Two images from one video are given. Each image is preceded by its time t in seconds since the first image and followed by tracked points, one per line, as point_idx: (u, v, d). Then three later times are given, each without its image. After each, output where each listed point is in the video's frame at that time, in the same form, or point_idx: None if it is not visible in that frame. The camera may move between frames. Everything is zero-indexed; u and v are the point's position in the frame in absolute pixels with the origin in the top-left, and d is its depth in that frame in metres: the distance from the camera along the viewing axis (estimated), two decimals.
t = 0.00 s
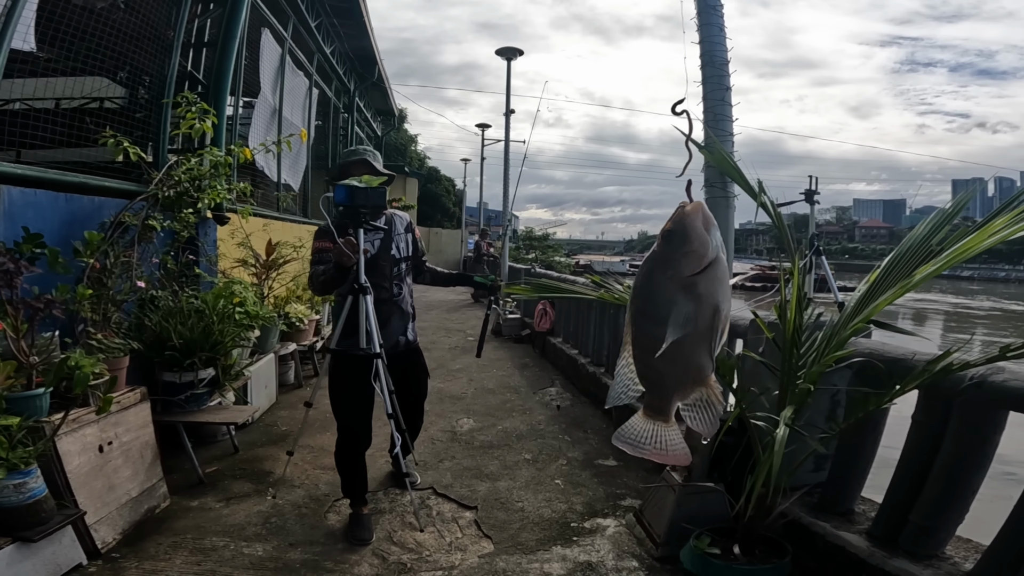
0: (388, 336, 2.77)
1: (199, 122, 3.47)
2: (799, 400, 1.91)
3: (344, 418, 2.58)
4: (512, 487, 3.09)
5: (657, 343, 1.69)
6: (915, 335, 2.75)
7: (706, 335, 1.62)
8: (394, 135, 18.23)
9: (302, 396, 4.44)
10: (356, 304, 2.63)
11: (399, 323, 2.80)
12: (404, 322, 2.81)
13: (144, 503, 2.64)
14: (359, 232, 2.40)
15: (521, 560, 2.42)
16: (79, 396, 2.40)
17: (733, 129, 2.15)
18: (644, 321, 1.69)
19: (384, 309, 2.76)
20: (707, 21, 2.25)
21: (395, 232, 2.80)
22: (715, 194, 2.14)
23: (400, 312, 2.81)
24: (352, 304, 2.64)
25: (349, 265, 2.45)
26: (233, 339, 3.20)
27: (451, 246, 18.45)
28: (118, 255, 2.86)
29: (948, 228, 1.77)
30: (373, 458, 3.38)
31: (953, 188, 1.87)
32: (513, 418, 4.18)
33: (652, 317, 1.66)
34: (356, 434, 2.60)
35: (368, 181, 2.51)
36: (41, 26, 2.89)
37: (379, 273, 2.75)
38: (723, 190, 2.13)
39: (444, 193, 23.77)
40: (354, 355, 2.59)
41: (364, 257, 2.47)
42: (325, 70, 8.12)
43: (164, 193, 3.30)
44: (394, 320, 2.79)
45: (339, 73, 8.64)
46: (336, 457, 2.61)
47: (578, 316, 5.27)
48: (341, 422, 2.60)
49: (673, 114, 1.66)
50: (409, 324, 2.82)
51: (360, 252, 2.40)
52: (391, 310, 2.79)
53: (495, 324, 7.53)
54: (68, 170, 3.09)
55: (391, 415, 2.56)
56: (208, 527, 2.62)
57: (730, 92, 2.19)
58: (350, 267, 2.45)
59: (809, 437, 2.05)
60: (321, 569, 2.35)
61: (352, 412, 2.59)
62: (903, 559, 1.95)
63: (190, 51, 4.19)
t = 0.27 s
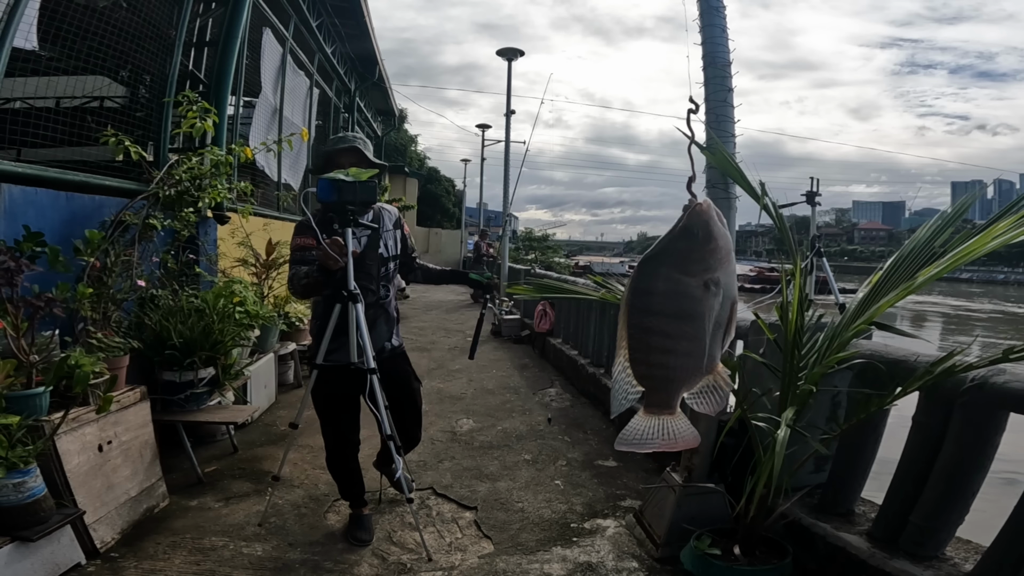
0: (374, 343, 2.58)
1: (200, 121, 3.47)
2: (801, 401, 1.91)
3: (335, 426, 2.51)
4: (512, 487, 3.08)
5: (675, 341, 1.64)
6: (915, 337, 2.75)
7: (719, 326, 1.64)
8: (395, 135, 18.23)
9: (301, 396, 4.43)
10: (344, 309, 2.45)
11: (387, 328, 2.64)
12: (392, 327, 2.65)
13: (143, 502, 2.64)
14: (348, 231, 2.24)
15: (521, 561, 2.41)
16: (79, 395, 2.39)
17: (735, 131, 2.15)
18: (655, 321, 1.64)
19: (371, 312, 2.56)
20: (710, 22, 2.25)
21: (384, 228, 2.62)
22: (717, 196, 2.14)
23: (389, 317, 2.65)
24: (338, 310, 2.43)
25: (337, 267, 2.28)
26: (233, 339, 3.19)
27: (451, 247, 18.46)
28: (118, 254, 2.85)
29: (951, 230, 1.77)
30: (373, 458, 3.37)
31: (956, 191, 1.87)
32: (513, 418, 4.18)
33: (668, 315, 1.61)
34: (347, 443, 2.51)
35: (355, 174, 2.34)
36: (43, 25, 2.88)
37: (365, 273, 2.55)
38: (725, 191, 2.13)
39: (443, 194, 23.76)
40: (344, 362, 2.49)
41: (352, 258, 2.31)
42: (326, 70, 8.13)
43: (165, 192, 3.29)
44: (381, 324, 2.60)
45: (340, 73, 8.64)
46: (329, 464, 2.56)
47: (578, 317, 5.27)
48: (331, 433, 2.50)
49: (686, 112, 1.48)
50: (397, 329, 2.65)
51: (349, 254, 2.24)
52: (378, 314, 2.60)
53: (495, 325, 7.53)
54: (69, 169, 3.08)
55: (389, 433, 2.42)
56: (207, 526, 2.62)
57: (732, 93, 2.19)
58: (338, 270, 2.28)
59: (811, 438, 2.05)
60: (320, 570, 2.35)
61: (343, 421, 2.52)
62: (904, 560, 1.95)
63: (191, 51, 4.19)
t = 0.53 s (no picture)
0: (369, 347, 2.56)
1: (201, 121, 3.47)
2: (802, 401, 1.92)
3: (331, 431, 2.52)
4: (512, 488, 3.08)
5: (695, 346, 1.67)
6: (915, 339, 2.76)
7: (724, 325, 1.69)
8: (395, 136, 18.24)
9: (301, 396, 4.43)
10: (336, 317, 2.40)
11: (382, 332, 2.61)
12: (387, 332, 2.63)
13: (142, 502, 2.64)
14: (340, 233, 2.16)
15: (521, 562, 2.41)
16: (80, 394, 2.39)
17: (736, 133, 2.16)
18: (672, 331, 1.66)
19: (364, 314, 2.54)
20: (712, 24, 2.25)
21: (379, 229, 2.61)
22: (718, 197, 2.15)
23: (384, 322, 2.63)
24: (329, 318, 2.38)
25: (329, 272, 2.23)
26: (233, 338, 3.20)
27: (450, 248, 18.45)
28: (119, 253, 2.86)
29: (951, 231, 1.77)
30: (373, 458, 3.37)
31: (957, 192, 1.87)
32: (512, 420, 4.18)
33: (690, 320, 1.64)
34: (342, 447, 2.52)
35: (348, 172, 2.24)
36: (47, 25, 2.89)
37: (357, 275, 2.53)
38: (726, 193, 2.14)
39: (443, 195, 23.76)
40: (340, 365, 2.49)
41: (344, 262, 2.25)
42: (327, 70, 8.13)
43: (166, 192, 3.29)
44: (373, 326, 2.58)
45: (341, 74, 8.64)
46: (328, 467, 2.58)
47: (578, 318, 5.27)
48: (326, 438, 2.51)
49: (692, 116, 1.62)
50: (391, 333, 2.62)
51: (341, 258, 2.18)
52: (373, 318, 2.58)
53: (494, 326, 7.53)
54: (70, 168, 3.08)
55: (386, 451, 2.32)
56: (207, 526, 2.62)
57: (734, 95, 2.19)
58: (329, 275, 2.23)
59: (811, 440, 2.05)
60: (320, 570, 2.35)
61: (338, 425, 2.52)
62: (903, 561, 1.95)
63: (193, 51, 4.19)
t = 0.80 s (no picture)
0: (368, 350, 2.56)
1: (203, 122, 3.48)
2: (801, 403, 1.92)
3: (330, 434, 2.52)
4: (512, 489, 3.09)
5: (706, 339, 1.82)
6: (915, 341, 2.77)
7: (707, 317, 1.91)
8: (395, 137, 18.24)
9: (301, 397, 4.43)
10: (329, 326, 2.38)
11: (381, 336, 2.61)
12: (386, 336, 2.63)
13: (142, 502, 2.64)
14: (334, 240, 2.15)
15: (521, 563, 2.41)
16: (80, 394, 2.38)
17: (737, 135, 2.16)
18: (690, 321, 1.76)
19: (361, 316, 2.54)
20: (713, 26, 2.26)
21: (378, 229, 2.60)
22: (718, 200, 2.17)
23: (382, 325, 2.63)
24: (322, 327, 2.37)
25: (322, 280, 2.22)
26: (234, 339, 3.20)
27: (450, 249, 18.45)
28: (120, 253, 2.86)
29: (951, 233, 1.78)
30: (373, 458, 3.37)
31: (957, 194, 1.88)
32: (512, 421, 4.18)
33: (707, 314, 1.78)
34: (342, 450, 2.52)
35: (341, 177, 2.22)
36: (50, 25, 2.89)
37: (355, 276, 2.52)
38: (726, 195, 2.16)
39: (443, 196, 23.76)
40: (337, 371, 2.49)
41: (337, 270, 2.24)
42: (328, 71, 8.14)
43: (167, 192, 3.29)
44: (371, 329, 2.57)
45: (342, 74, 8.65)
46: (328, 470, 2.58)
47: (578, 320, 5.27)
48: (326, 442, 2.51)
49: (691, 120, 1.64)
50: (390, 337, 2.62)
51: (334, 265, 2.17)
52: (373, 321, 2.59)
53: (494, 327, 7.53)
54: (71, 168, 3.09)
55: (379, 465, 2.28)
56: (207, 526, 2.62)
57: (734, 98, 2.20)
58: (323, 282, 2.22)
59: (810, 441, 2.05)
60: (320, 570, 2.35)
61: (337, 428, 2.51)
62: (902, 562, 1.96)
63: (195, 51, 4.19)
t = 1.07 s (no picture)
0: (367, 353, 2.57)
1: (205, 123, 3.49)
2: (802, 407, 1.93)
3: (330, 438, 2.52)
4: (512, 491, 3.09)
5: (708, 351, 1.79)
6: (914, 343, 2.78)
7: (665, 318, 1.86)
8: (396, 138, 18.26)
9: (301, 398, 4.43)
10: (325, 336, 2.41)
11: (381, 338, 2.62)
12: (385, 339, 2.64)
13: (142, 503, 2.64)
14: (326, 253, 2.18)
15: (521, 564, 2.42)
16: (82, 395, 2.39)
17: (738, 138, 2.17)
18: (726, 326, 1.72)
19: (359, 320, 2.55)
20: (714, 29, 2.27)
21: (377, 233, 2.61)
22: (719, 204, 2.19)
23: (383, 328, 2.64)
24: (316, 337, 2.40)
25: (315, 292, 2.25)
26: (235, 340, 3.21)
27: (450, 250, 18.47)
28: (123, 254, 2.87)
29: (951, 238, 1.79)
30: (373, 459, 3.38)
31: (957, 198, 1.89)
32: (512, 423, 4.18)
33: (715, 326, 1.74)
34: (341, 453, 2.52)
35: (335, 187, 2.21)
36: (53, 25, 2.91)
37: (355, 281, 2.52)
38: (727, 199, 2.18)
39: (443, 197, 23.78)
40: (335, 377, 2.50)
41: (331, 282, 2.26)
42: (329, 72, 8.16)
43: (169, 193, 3.30)
44: (370, 332, 2.58)
45: (343, 75, 8.66)
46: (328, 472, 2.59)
47: (578, 322, 5.28)
48: (326, 445, 2.52)
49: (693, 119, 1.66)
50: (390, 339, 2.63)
51: (326, 278, 2.19)
52: (373, 325, 2.60)
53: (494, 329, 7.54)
54: (73, 169, 3.10)
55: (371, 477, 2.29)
56: (207, 527, 2.62)
57: (736, 101, 2.21)
58: (316, 294, 2.25)
59: (811, 443, 2.06)
60: (320, 571, 2.35)
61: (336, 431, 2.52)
62: (901, 563, 1.96)
63: (197, 52, 4.21)
